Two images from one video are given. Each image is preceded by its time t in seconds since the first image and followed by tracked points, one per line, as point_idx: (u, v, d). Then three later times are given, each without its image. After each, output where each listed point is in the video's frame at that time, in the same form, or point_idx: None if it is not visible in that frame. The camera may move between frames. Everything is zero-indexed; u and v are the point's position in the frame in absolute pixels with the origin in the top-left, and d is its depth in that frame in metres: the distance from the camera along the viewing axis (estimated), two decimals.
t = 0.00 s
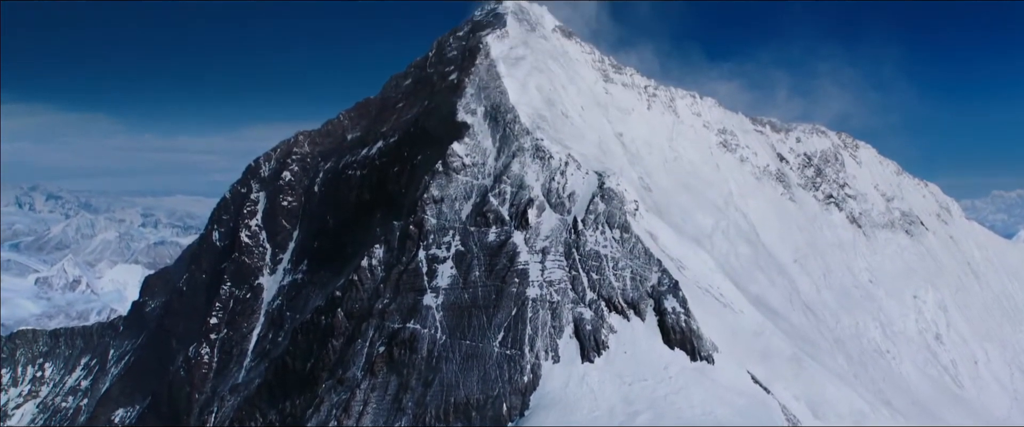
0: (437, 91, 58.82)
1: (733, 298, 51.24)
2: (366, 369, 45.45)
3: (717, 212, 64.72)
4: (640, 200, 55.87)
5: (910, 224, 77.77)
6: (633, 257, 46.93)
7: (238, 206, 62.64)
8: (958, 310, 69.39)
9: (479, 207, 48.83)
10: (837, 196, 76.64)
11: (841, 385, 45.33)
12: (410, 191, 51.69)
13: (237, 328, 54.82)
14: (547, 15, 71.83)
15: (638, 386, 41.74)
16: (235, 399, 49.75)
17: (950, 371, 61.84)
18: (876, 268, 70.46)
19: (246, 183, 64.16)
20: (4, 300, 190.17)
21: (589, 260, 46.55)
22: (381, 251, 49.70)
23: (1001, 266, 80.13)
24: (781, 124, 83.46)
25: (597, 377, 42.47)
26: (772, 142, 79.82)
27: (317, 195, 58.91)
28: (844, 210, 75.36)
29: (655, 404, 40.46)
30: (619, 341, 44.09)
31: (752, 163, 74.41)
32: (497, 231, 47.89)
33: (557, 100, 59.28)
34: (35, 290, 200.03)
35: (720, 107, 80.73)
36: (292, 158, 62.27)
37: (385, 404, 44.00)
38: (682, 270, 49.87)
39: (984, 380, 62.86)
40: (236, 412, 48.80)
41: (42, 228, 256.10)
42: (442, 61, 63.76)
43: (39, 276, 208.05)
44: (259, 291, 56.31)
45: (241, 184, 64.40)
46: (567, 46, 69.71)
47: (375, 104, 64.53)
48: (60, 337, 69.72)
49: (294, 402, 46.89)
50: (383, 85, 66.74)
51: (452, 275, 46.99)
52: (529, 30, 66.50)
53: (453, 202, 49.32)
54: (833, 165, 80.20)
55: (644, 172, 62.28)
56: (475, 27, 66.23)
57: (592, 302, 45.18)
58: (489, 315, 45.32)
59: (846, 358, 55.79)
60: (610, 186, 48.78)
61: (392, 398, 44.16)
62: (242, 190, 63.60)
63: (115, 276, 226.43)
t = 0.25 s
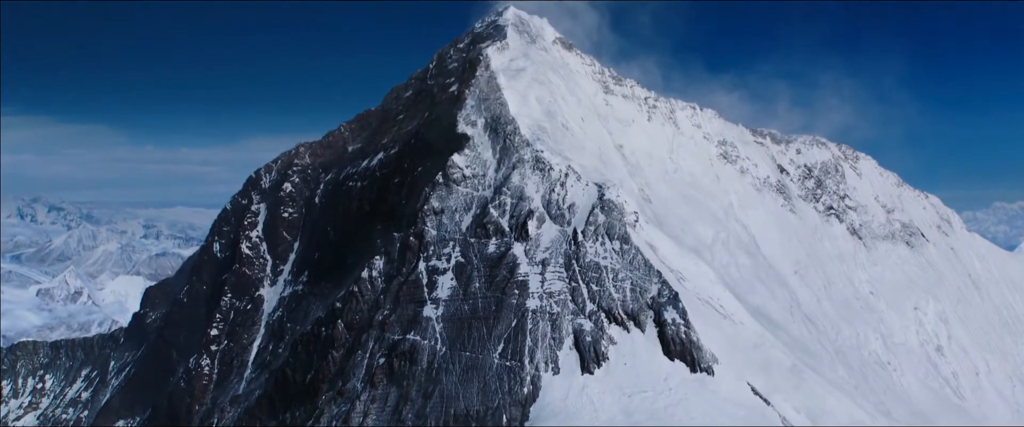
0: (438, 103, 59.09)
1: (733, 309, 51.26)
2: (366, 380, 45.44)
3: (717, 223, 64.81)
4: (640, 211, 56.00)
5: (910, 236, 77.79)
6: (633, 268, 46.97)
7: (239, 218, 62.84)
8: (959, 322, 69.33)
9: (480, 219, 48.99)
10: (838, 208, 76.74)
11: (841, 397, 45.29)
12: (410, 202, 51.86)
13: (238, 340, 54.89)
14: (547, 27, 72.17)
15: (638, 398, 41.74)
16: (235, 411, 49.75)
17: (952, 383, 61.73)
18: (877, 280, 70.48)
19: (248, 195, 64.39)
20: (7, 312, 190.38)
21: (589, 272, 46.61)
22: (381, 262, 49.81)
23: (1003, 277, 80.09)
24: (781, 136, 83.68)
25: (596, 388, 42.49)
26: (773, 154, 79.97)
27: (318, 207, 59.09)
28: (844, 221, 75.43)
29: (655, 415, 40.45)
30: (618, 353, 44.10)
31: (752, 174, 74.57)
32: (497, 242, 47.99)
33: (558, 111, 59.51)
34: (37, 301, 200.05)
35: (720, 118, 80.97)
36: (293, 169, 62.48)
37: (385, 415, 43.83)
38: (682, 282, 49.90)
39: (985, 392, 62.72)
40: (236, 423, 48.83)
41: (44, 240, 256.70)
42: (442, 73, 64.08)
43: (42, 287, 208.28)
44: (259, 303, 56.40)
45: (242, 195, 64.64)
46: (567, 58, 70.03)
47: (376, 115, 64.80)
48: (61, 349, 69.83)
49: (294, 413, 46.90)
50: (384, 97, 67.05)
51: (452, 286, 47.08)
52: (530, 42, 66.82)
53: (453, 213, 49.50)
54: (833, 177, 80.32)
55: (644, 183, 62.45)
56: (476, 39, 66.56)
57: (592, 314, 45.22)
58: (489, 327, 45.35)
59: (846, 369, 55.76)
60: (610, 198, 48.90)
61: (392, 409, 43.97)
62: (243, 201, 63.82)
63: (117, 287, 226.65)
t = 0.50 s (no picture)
0: (438, 113, 59.31)
1: (734, 320, 51.28)
2: (367, 391, 45.46)
3: (717, 234, 64.87)
4: (640, 222, 56.10)
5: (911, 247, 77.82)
6: (633, 279, 47.04)
7: (240, 228, 62.99)
8: (960, 332, 69.30)
9: (480, 230, 49.10)
10: (838, 218, 76.85)
11: (842, 408, 45.26)
12: (411, 213, 52.00)
13: (238, 350, 54.93)
14: (548, 38, 72.45)
15: (638, 409, 41.74)
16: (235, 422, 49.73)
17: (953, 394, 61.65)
18: (878, 291, 70.50)
19: (248, 206, 64.56)
20: (8, 322, 190.35)
21: (589, 283, 46.69)
22: (381, 273, 49.91)
23: (1004, 288, 80.09)
24: (781, 146, 83.85)
25: (597, 399, 42.50)
26: (773, 165, 80.11)
27: (319, 217, 59.25)
28: (845, 232, 75.51)
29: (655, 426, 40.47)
30: (619, 364, 44.12)
31: (752, 185, 74.68)
32: (497, 253, 48.07)
33: (558, 122, 59.68)
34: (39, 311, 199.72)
35: (720, 129, 81.14)
36: (293, 180, 62.67)
37: None
38: (682, 293, 49.97)
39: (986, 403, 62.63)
40: None
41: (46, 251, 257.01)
42: (443, 84, 64.34)
43: (43, 298, 208.33)
44: (260, 314, 56.47)
45: (243, 206, 64.82)
46: (568, 69, 70.27)
47: (377, 126, 65.03)
48: (61, 360, 69.83)
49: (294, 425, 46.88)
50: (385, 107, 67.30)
51: (452, 297, 47.15)
52: (530, 54, 67.07)
53: (453, 224, 49.63)
54: (834, 188, 80.44)
55: (644, 194, 62.57)
56: (476, 50, 66.83)
57: (592, 325, 45.27)
58: (489, 338, 45.38)
59: (847, 380, 55.71)
60: (610, 209, 49.00)
61: (392, 420, 44.07)
62: (244, 212, 64.00)
63: (118, 298, 226.75)
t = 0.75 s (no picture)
0: (438, 123, 59.52)
1: (734, 330, 51.30)
2: (366, 401, 45.48)
3: (717, 243, 64.93)
4: (640, 231, 56.20)
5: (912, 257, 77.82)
6: (633, 289, 47.09)
7: (240, 238, 63.13)
8: (961, 342, 69.25)
9: (480, 239, 49.21)
10: (839, 228, 76.95)
11: (842, 418, 45.23)
12: (411, 223, 52.13)
13: (238, 360, 54.98)
14: (548, 48, 72.71)
15: (639, 418, 41.73)
16: None
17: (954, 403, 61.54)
18: (878, 301, 70.49)
19: (249, 215, 64.71)
20: (8, 332, 190.31)
21: (589, 293, 46.77)
22: (381, 283, 50.01)
23: (1005, 298, 80.06)
24: (781, 156, 84.02)
25: (597, 409, 42.50)
26: (773, 174, 80.22)
27: (319, 227, 59.40)
28: (845, 242, 75.59)
29: None
30: (618, 373, 44.13)
31: (752, 195, 74.78)
32: (497, 262, 48.14)
33: (558, 132, 59.83)
34: (40, 321, 199.58)
35: (720, 139, 81.32)
36: (294, 190, 62.83)
37: None
38: (682, 303, 50.01)
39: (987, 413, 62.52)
40: None
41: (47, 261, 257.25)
42: (443, 94, 64.60)
43: (44, 308, 208.37)
44: (260, 324, 56.53)
45: (244, 215, 64.98)
46: (568, 79, 70.50)
47: (378, 136, 65.24)
48: (62, 370, 69.82)
49: None
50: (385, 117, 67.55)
51: (452, 307, 47.21)
52: (530, 64, 67.31)
53: (453, 234, 49.76)
54: (834, 197, 80.54)
55: (644, 204, 62.68)
56: (476, 61, 67.08)
57: (592, 334, 45.31)
58: (489, 347, 45.39)
59: (847, 390, 55.64)
60: (610, 218, 49.08)
61: None
62: (244, 222, 64.16)
63: (119, 308, 226.83)
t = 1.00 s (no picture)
0: (439, 133, 59.70)
1: (734, 339, 51.33)
2: (366, 410, 45.48)
3: (717, 252, 64.96)
4: (640, 240, 56.28)
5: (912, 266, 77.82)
6: (633, 298, 47.18)
7: (241, 247, 63.24)
8: (962, 351, 69.20)
9: (480, 248, 49.30)
10: (839, 237, 77.03)
11: None
12: (411, 231, 52.25)
13: (238, 369, 55.00)
14: (548, 58, 72.94)
15: None
16: None
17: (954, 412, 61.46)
18: (879, 309, 70.49)
19: (249, 224, 64.83)
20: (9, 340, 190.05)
21: (589, 302, 46.86)
22: (382, 292, 50.07)
23: (1005, 307, 80.02)
24: (781, 165, 84.16)
25: (596, 418, 42.51)
26: (773, 183, 80.31)
27: (320, 236, 59.54)
28: (845, 251, 75.65)
29: None
30: (618, 382, 44.16)
31: (752, 204, 74.86)
32: (497, 272, 48.21)
33: (558, 141, 59.96)
34: (40, 330, 199.25)
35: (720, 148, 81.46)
36: (295, 199, 62.99)
37: None
38: (682, 311, 50.06)
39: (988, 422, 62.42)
40: None
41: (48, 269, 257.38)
42: (443, 103, 64.82)
43: (45, 317, 208.27)
44: (261, 333, 56.58)
45: (244, 224, 65.09)
46: (568, 88, 70.69)
47: (378, 145, 65.42)
48: (62, 378, 69.70)
49: None
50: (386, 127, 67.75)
51: (452, 316, 47.27)
52: (531, 73, 67.52)
53: (453, 243, 49.86)
54: (834, 206, 80.63)
55: (644, 213, 62.76)
56: (477, 70, 67.30)
57: (592, 343, 45.36)
58: (489, 356, 45.42)
59: (848, 400, 55.54)
60: (610, 228, 49.20)
61: None
62: (245, 230, 64.28)
63: (120, 317, 226.68)
